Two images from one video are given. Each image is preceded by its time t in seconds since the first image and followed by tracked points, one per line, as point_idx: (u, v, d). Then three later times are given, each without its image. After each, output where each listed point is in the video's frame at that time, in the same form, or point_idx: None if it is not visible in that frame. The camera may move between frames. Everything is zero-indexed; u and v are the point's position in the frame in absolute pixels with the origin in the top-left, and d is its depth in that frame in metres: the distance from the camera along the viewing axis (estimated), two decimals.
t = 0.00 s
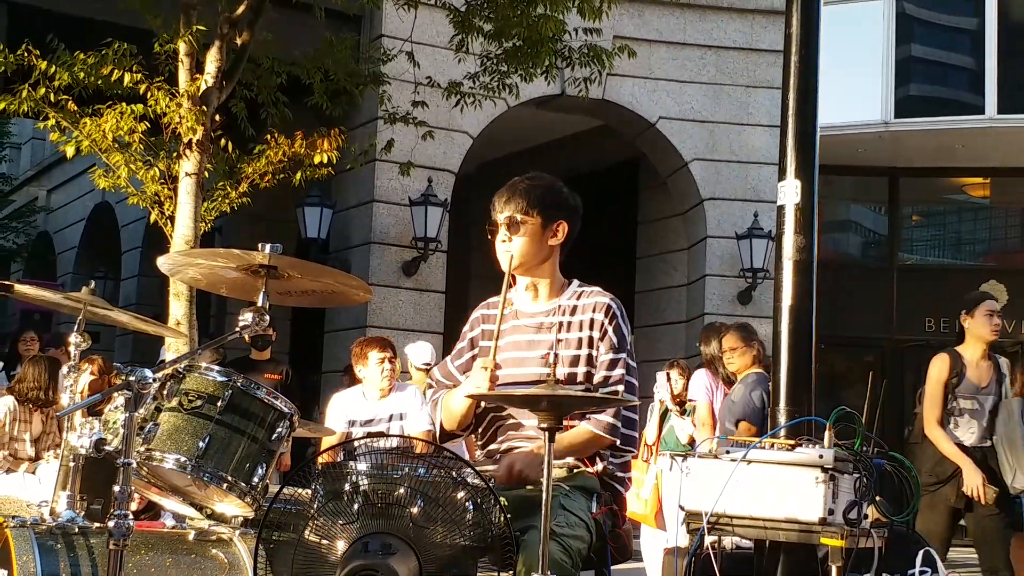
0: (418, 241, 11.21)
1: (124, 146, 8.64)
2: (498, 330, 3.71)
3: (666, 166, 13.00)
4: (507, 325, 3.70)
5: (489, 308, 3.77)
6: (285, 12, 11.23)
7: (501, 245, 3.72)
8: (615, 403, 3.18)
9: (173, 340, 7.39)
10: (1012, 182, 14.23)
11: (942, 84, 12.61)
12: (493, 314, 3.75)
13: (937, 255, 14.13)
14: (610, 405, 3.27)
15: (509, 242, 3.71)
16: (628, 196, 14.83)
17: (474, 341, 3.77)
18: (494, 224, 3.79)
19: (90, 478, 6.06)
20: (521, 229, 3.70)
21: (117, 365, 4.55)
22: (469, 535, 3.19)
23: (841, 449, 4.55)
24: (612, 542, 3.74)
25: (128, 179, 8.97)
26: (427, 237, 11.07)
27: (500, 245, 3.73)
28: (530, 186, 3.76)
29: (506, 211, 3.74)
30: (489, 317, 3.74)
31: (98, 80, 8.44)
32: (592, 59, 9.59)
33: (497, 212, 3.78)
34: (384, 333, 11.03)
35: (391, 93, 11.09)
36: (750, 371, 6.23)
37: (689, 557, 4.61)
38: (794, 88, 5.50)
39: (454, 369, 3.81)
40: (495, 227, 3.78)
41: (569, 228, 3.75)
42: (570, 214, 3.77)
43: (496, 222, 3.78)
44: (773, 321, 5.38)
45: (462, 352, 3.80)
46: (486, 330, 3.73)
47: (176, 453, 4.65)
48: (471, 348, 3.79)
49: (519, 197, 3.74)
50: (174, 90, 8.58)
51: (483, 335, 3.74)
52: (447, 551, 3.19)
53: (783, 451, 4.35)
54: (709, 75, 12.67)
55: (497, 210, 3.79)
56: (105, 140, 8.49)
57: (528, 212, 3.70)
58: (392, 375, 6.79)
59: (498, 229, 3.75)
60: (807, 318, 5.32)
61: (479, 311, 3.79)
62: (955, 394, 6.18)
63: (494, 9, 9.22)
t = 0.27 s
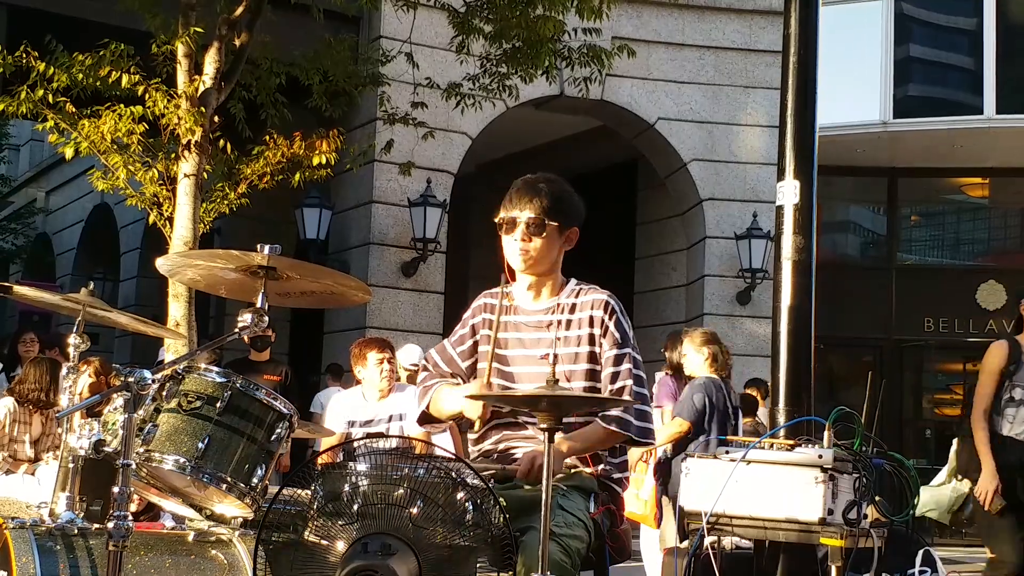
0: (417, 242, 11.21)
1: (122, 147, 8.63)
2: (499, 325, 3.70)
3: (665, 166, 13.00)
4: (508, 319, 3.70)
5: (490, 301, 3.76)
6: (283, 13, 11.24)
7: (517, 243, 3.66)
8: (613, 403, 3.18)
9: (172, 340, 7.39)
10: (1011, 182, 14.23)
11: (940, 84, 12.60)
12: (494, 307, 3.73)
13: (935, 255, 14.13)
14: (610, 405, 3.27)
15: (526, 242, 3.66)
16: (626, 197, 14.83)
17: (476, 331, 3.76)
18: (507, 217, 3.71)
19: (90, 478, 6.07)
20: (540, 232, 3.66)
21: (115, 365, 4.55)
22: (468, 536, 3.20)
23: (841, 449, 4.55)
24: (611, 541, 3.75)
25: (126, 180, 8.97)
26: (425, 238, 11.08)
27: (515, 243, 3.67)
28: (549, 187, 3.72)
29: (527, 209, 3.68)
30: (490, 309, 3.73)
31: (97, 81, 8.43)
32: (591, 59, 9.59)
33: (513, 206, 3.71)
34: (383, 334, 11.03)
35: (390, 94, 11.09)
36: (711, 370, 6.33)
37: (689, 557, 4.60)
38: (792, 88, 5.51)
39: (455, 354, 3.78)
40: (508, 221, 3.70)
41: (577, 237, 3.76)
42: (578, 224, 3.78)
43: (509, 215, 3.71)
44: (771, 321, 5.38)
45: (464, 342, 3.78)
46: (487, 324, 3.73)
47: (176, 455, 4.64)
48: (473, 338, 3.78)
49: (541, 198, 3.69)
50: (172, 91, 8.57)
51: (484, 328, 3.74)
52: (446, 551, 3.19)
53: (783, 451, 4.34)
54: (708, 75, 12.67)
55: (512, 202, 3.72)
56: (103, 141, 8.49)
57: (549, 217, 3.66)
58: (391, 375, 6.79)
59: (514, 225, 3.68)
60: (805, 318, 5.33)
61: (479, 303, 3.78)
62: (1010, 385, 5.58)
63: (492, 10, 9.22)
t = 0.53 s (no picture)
0: (422, 240, 11.21)
1: (127, 146, 8.64)
2: (503, 320, 3.69)
3: (670, 164, 12.99)
4: (513, 314, 3.68)
5: (492, 295, 3.73)
6: (288, 12, 11.25)
7: (545, 265, 3.61)
8: (619, 400, 3.18)
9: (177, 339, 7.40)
10: (1016, 180, 14.20)
11: (945, 82, 12.58)
12: (498, 301, 3.71)
13: (941, 253, 14.11)
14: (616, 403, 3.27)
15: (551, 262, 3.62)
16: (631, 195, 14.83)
17: (477, 324, 3.72)
18: (542, 230, 3.60)
19: (96, 477, 6.08)
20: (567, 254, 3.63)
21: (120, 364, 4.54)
22: (473, 534, 3.20)
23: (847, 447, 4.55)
24: (616, 539, 3.73)
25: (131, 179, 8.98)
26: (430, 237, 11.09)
27: (543, 262, 3.61)
28: (585, 207, 3.64)
29: (565, 235, 3.60)
30: (494, 303, 3.71)
31: (102, 80, 8.44)
32: (597, 58, 9.59)
33: (553, 225, 3.58)
34: (388, 333, 11.04)
35: (395, 93, 11.09)
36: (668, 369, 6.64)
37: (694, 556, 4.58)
38: (797, 86, 5.51)
39: (452, 346, 3.73)
40: (540, 234, 3.60)
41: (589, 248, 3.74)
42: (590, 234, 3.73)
43: (544, 231, 3.59)
44: (777, 319, 5.38)
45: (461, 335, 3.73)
46: (491, 317, 3.70)
47: (181, 453, 4.65)
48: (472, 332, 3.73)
49: (578, 223, 3.61)
50: (177, 90, 8.58)
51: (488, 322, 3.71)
52: (451, 548, 3.20)
53: (787, 449, 4.35)
54: (713, 74, 12.66)
55: (553, 218, 3.58)
56: (108, 140, 8.50)
57: (580, 246, 3.63)
58: (396, 373, 6.79)
59: (548, 245, 3.59)
60: (811, 317, 5.32)
61: (482, 296, 3.74)
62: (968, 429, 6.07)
63: (498, 9, 9.21)
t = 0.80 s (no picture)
0: (421, 237, 11.21)
1: (126, 142, 8.63)
2: (503, 322, 3.71)
3: (669, 161, 12.99)
4: (513, 317, 3.71)
5: (490, 299, 3.77)
6: (287, 8, 11.23)
7: (568, 262, 3.67)
8: (619, 398, 3.18)
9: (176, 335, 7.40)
10: (1016, 177, 14.20)
11: (945, 79, 12.58)
12: (497, 305, 3.75)
13: (940, 250, 14.11)
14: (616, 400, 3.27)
15: (572, 259, 3.68)
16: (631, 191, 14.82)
17: (473, 329, 3.77)
18: (564, 224, 3.68)
19: (94, 473, 6.09)
20: (585, 252, 3.71)
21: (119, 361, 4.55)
22: (471, 530, 3.21)
23: (845, 444, 4.55)
24: (615, 536, 3.73)
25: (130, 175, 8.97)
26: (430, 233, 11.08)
27: (565, 259, 3.67)
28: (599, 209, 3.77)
29: (585, 231, 3.70)
30: (493, 307, 3.75)
31: (101, 76, 8.43)
32: (597, 54, 9.58)
33: (577, 219, 3.68)
34: (387, 329, 11.03)
35: (395, 89, 11.08)
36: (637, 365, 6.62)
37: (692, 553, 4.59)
38: (796, 83, 5.50)
39: (448, 355, 3.77)
40: (562, 228, 3.67)
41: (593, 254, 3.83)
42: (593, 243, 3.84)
43: (568, 225, 3.67)
44: (776, 316, 5.38)
45: (459, 341, 3.77)
46: (490, 321, 3.74)
47: (180, 449, 4.65)
48: (469, 337, 3.77)
49: (595, 222, 3.73)
50: (176, 85, 8.57)
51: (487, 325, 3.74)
52: (450, 545, 3.20)
53: (786, 446, 4.35)
54: (712, 70, 12.65)
55: (575, 213, 3.69)
56: (107, 136, 8.49)
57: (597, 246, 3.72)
58: (395, 370, 6.78)
59: (571, 240, 3.66)
60: (811, 314, 5.32)
61: (479, 300, 3.78)
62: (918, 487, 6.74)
63: (498, 5, 9.20)
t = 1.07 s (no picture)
0: (418, 238, 11.21)
1: (123, 144, 8.63)
2: (502, 324, 3.71)
3: (666, 162, 12.99)
4: (511, 318, 3.71)
5: (487, 302, 3.76)
6: (282, 9, 11.22)
7: (565, 266, 3.67)
8: (615, 398, 3.18)
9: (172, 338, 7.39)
10: (1012, 177, 14.21)
11: (941, 79, 12.59)
12: (494, 308, 3.74)
13: (936, 250, 14.12)
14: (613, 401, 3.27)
15: (569, 264, 3.67)
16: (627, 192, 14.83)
17: (473, 336, 3.76)
18: (566, 229, 3.62)
19: (91, 475, 6.08)
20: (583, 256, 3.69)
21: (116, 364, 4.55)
22: (468, 532, 3.20)
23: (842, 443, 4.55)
24: (616, 537, 3.74)
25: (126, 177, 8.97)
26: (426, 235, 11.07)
27: (562, 263, 3.66)
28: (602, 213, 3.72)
29: (586, 237, 3.66)
30: (490, 311, 3.75)
31: (97, 78, 8.42)
32: (594, 54, 9.58)
33: (580, 226, 3.63)
34: (384, 331, 11.04)
35: (391, 90, 11.08)
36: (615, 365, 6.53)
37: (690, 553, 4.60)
38: (792, 83, 5.51)
39: (450, 362, 3.75)
40: (564, 234, 3.62)
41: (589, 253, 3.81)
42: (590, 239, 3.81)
43: (570, 231, 3.63)
44: (772, 316, 5.38)
45: (459, 348, 3.77)
46: (489, 324, 3.74)
47: (177, 452, 4.65)
48: (469, 343, 3.77)
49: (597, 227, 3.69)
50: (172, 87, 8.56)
51: (486, 329, 3.74)
52: (448, 547, 3.20)
53: (783, 446, 4.34)
54: (708, 71, 12.66)
55: (580, 219, 3.63)
56: (103, 138, 8.48)
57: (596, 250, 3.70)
58: (391, 371, 6.78)
59: (571, 246, 3.64)
60: (807, 314, 5.32)
61: (476, 304, 3.77)
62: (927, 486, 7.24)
63: (494, 6, 9.20)
